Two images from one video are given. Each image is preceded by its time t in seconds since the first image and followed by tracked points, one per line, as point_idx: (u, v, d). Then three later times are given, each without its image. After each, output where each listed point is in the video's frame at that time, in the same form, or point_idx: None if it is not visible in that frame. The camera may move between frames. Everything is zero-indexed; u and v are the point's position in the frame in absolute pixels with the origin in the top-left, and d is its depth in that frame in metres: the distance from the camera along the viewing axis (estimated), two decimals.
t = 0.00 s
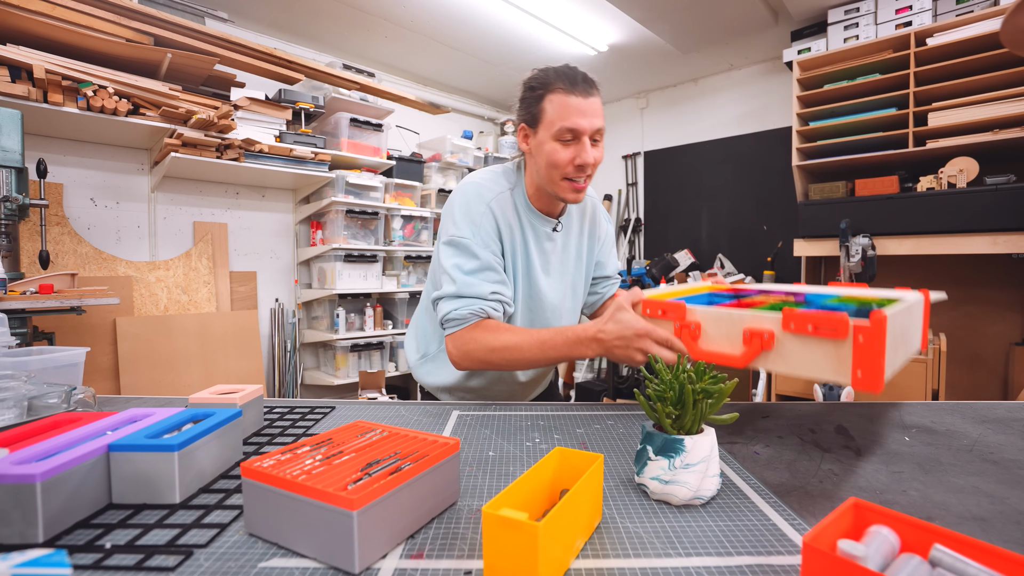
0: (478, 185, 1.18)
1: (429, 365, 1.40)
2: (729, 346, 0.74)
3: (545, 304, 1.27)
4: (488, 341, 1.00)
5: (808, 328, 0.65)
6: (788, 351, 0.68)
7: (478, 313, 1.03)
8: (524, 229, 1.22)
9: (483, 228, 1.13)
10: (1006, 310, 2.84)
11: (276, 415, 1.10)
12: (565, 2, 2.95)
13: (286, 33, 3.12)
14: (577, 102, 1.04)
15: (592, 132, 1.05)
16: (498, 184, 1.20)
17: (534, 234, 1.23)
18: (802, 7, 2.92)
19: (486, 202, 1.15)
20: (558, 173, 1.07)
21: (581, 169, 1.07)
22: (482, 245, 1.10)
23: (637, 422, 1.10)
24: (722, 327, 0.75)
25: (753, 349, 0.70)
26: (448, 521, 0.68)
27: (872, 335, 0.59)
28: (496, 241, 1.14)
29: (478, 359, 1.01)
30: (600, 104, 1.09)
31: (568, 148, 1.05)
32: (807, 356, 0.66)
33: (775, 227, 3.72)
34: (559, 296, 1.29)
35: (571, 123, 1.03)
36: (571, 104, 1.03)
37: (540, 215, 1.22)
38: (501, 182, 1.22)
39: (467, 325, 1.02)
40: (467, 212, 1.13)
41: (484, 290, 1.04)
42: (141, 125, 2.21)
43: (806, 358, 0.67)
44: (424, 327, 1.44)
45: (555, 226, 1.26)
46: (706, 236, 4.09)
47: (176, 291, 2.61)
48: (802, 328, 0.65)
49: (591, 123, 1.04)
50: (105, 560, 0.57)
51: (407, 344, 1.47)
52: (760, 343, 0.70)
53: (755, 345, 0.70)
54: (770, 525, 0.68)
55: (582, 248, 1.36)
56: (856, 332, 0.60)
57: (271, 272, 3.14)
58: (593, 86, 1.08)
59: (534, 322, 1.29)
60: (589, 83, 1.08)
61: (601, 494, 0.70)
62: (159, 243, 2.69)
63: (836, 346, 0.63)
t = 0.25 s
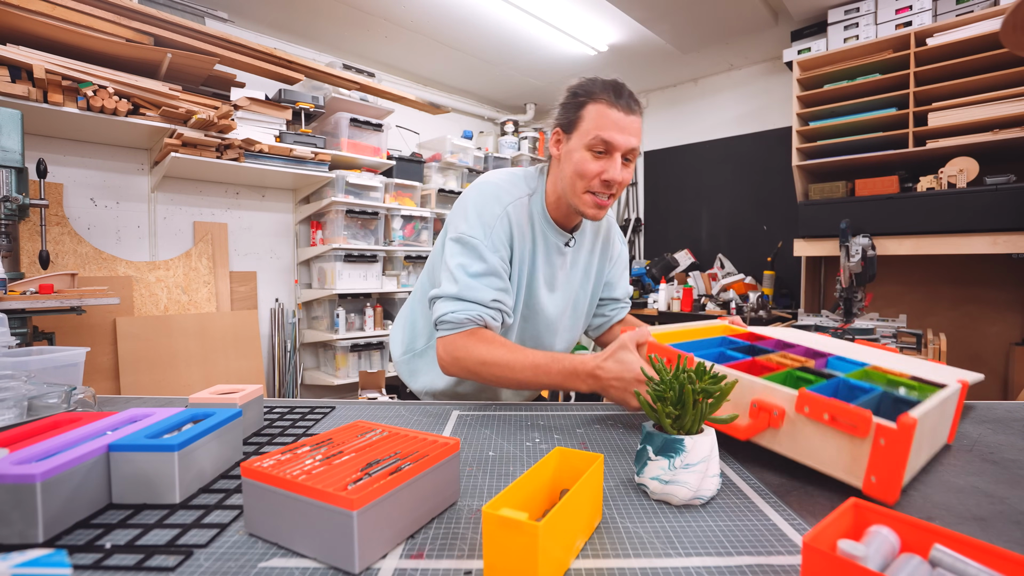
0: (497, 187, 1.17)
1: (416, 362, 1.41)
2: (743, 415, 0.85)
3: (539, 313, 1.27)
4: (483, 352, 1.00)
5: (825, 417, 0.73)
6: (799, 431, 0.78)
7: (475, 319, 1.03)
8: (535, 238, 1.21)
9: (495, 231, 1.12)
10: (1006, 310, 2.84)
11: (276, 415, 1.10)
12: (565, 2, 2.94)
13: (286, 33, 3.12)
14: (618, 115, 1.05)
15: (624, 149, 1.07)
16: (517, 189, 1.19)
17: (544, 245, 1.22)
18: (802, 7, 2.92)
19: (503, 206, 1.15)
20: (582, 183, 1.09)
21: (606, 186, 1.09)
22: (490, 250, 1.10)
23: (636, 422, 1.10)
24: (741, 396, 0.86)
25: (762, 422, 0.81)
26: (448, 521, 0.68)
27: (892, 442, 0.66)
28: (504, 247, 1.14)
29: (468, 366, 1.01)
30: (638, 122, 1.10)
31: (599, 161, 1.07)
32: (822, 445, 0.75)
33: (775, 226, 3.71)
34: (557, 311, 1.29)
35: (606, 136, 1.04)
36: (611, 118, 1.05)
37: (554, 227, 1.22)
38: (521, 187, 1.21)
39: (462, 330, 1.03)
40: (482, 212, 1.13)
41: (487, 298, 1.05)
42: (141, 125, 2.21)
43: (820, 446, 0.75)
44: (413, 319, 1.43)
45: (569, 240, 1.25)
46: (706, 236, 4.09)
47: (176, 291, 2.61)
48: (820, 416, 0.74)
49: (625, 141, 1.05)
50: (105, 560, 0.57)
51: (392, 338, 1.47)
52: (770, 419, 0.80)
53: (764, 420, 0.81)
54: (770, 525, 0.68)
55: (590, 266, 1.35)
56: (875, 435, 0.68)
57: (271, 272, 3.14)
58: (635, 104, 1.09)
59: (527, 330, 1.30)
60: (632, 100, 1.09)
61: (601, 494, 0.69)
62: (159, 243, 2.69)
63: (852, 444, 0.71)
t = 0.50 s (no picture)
0: (496, 192, 1.15)
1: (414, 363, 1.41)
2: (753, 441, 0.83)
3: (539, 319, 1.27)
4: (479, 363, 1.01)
5: (841, 443, 0.72)
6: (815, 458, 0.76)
7: (469, 331, 1.04)
8: (536, 244, 1.20)
9: (492, 239, 1.11)
10: (1005, 310, 2.84)
11: (276, 415, 1.10)
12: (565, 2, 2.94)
13: (286, 33, 3.12)
14: (620, 114, 1.04)
15: (621, 148, 1.04)
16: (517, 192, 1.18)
17: (545, 251, 1.21)
18: (802, 7, 2.92)
19: (500, 210, 1.13)
20: (571, 177, 1.08)
21: (592, 184, 1.06)
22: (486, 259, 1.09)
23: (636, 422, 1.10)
24: (750, 421, 0.84)
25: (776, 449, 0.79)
26: (448, 521, 0.68)
27: (916, 467, 0.64)
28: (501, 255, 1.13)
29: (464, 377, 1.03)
30: (646, 128, 1.08)
31: (591, 156, 1.06)
32: (840, 472, 0.73)
33: (775, 227, 3.71)
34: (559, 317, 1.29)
35: (601, 130, 1.04)
36: (611, 114, 1.04)
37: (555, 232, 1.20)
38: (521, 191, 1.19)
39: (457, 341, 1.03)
40: (479, 218, 1.11)
41: (481, 309, 1.04)
42: (141, 125, 2.21)
43: (838, 473, 0.73)
44: (411, 319, 1.43)
45: (572, 246, 1.23)
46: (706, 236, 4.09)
47: (176, 291, 2.61)
48: (836, 441, 0.72)
49: (621, 140, 1.03)
50: (105, 560, 0.57)
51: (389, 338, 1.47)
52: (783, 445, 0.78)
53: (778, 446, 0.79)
54: (771, 525, 0.67)
55: (594, 271, 1.34)
56: (897, 461, 0.66)
57: (271, 272, 3.14)
58: (646, 109, 1.06)
59: (527, 335, 1.30)
60: (645, 105, 1.07)
61: (601, 494, 0.69)
62: (159, 243, 2.69)
63: (872, 471, 0.69)
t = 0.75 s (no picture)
0: (485, 190, 1.15)
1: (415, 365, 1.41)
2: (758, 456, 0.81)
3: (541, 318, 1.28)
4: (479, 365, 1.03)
5: (849, 453, 0.71)
6: (822, 470, 0.74)
7: (467, 334, 1.05)
8: (530, 242, 1.20)
9: (484, 239, 1.11)
10: (1005, 310, 2.84)
11: (276, 415, 1.10)
12: (565, 2, 2.95)
13: (286, 33, 3.12)
14: (600, 99, 1.00)
15: (606, 136, 1.02)
16: (507, 189, 1.17)
17: (541, 247, 1.21)
18: (802, 7, 2.92)
19: (488, 208, 1.13)
20: (558, 170, 1.07)
21: (581, 176, 1.04)
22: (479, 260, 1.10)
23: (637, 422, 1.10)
24: (752, 435, 0.82)
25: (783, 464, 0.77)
26: (448, 521, 0.68)
27: (929, 476, 0.64)
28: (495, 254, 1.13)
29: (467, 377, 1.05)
30: (632, 110, 1.04)
31: (576, 147, 1.04)
32: (850, 484, 0.71)
33: (775, 227, 3.71)
34: (561, 315, 1.28)
35: (581, 119, 1.01)
36: (591, 101, 1.01)
37: (550, 228, 1.19)
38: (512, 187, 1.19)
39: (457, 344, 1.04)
40: (469, 218, 1.12)
41: (477, 310, 1.05)
42: (141, 125, 2.21)
43: (848, 486, 0.72)
44: (414, 321, 1.44)
45: (569, 241, 1.22)
46: (706, 236, 4.09)
47: (176, 291, 2.61)
48: (844, 451, 0.71)
49: (605, 127, 1.01)
50: (105, 560, 0.57)
51: (393, 339, 1.47)
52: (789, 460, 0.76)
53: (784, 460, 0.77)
54: (771, 525, 0.67)
55: (593, 266, 1.33)
56: (909, 470, 0.66)
57: (271, 272, 3.14)
58: (629, 90, 1.03)
59: (529, 335, 1.30)
60: (627, 87, 1.03)
61: (601, 494, 0.69)
62: (159, 243, 2.69)
63: (883, 481, 0.68)
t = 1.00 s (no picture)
0: (473, 191, 1.16)
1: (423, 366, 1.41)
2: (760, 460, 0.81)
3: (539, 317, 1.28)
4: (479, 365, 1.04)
5: (851, 455, 0.71)
6: (825, 472, 0.74)
7: (463, 333, 1.05)
8: (522, 241, 1.21)
9: (474, 239, 1.12)
10: (1005, 310, 2.84)
11: (276, 416, 1.10)
12: (565, 2, 2.95)
13: (286, 33, 3.12)
14: (578, 105, 1.00)
15: (585, 141, 1.01)
16: (496, 190, 1.18)
17: (533, 247, 1.21)
18: (802, 7, 2.92)
19: (476, 209, 1.14)
20: (541, 175, 1.07)
21: (563, 181, 1.04)
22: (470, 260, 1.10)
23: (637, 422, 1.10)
24: (754, 439, 0.82)
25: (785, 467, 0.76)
26: (448, 521, 0.68)
27: (930, 476, 0.64)
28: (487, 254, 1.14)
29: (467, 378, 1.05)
30: (610, 112, 1.03)
31: (556, 153, 1.04)
32: (853, 487, 0.71)
33: (775, 226, 3.71)
34: (558, 313, 1.28)
35: (560, 126, 1.00)
36: (569, 106, 1.00)
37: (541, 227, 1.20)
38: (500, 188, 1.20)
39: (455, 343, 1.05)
40: (458, 219, 1.13)
41: (471, 309, 1.05)
42: (141, 125, 2.21)
43: (851, 488, 0.72)
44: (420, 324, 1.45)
45: (559, 240, 1.22)
46: (706, 236, 4.09)
47: (176, 291, 2.61)
48: (845, 454, 0.71)
49: (584, 133, 1.00)
50: (105, 560, 0.57)
51: (404, 340, 1.48)
52: (791, 463, 0.76)
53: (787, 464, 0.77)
54: (771, 525, 0.67)
55: (589, 264, 1.33)
56: (911, 472, 0.66)
57: (271, 272, 3.14)
58: (606, 93, 1.02)
59: (528, 333, 1.31)
60: (604, 89, 1.02)
61: (601, 494, 0.69)
62: (159, 243, 2.69)
63: (886, 484, 0.68)
